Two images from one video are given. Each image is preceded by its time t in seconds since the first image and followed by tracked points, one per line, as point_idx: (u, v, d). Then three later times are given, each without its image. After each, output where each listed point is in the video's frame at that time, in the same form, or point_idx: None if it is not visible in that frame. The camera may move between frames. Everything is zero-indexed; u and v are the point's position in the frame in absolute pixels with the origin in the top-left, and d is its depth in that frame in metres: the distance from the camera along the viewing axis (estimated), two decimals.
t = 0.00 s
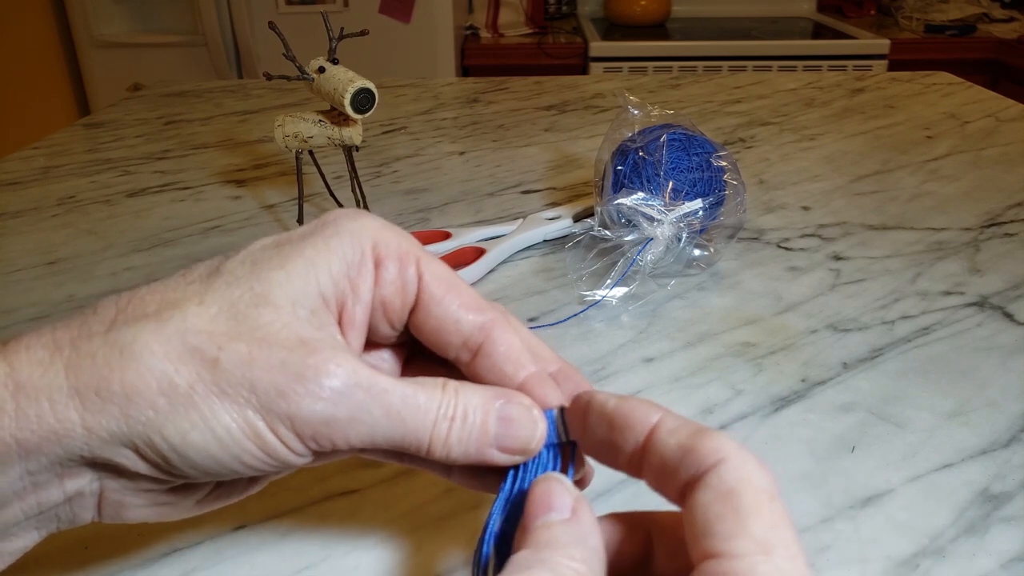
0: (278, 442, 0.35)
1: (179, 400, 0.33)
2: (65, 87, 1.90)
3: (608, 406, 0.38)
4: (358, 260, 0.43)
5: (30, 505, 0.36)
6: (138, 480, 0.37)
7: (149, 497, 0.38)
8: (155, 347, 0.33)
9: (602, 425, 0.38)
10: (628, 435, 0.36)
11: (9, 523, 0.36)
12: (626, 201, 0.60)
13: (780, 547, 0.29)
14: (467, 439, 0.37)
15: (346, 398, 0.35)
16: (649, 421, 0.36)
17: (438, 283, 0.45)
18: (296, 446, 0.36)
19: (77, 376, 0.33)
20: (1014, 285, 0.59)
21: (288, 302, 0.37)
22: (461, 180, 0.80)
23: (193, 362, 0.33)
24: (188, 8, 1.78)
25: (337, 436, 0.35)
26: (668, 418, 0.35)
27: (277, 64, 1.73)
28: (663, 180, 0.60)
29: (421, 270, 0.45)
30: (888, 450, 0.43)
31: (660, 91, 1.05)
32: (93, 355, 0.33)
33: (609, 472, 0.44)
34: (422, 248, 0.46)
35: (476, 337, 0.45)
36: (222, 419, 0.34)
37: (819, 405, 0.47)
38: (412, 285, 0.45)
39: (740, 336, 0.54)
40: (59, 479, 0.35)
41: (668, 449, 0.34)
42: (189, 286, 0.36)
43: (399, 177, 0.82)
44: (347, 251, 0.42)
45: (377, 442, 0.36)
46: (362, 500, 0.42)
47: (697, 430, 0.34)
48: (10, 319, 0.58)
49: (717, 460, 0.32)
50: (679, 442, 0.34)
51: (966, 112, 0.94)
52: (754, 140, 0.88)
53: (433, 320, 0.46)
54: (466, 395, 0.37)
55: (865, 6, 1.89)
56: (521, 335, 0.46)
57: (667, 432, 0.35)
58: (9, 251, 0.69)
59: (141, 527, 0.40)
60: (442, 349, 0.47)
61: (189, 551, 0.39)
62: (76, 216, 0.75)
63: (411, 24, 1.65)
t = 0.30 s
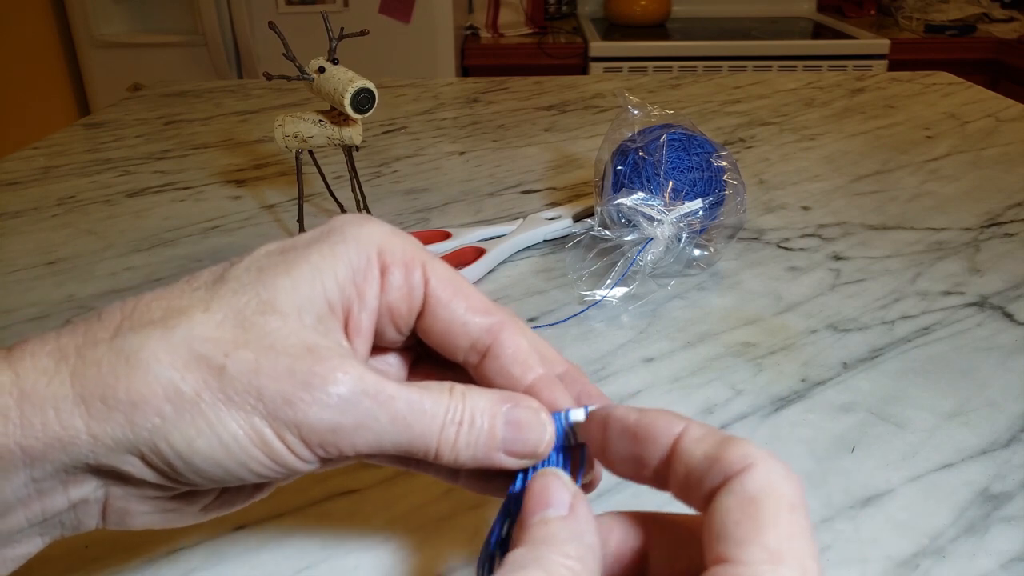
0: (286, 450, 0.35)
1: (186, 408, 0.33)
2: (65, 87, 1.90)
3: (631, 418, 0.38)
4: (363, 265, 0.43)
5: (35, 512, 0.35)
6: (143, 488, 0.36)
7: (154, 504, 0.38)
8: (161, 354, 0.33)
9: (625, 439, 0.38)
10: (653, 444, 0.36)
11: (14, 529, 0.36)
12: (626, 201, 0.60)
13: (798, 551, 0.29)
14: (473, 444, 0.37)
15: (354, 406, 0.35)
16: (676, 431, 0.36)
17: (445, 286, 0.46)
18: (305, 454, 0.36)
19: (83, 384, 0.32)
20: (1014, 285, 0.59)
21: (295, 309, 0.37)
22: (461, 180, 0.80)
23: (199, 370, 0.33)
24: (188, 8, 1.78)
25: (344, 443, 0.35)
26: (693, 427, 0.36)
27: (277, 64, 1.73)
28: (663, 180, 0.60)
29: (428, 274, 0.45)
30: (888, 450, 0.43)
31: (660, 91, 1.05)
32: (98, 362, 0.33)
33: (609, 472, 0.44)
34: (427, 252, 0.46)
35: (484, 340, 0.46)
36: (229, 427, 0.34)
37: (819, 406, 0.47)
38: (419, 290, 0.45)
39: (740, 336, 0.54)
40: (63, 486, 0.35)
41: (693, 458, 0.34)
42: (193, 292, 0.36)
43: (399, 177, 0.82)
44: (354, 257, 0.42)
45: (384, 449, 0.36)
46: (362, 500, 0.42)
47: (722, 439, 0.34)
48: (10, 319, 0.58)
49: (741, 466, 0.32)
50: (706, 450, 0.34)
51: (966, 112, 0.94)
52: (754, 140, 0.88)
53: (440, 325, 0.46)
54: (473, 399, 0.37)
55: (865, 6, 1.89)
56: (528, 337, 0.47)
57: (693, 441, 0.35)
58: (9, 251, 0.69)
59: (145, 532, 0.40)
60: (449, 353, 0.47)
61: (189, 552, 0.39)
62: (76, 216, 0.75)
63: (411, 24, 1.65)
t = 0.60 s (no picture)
0: (288, 445, 0.35)
1: (185, 402, 0.33)
2: (65, 87, 1.90)
3: (617, 409, 0.38)
4: (361, 260, 0.43)
5: (33, 513, 0.35)
6: (143, 487, 0.36)
7: (153, 502, 0.38)
8: (161, 350, 0.33)
9: (611, 429, 0.38)
10: (634, 438, 0.36)
11: (12, 531, 0.36)
12: (626, 202, 0.60)
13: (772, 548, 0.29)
14: (475, 438, 0.37)
15: (355, 399, 0.34)
16: (655, 424, 0.36)
17: (442, 281, 0.46)
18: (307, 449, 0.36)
19: (81, 382, 0.32)
20: (1014, 285, 0.59)
21: (296, 304, 0.37)
22: (461, 180, 0.80)
23: (199, 366, 0.33)
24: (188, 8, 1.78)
25: (346, 437, 0.35)
26: (676, 421, 0.35)
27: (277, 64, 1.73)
28: (663, 180, 0.60)
29: (424, 269, 0.45)
30: (888, 450, 0.43)
31: (660, 91, 1.05)
32: (97, 359, 0.33)
33: (609, 472, 0.44)
34: (424, 246, 0.46)
35: (482, 335, 0.46)
36: (229, 422, 0.34)
37: (819, 406, 0.47)
38: (417, 285, 0.45)
39: (740, 336, 0.54)
40: (62, 486, 0.35)
41: (673, 451, 0.34)
42: (192, 288, 0.36)
43: (399, 177, 0.82)
44: (351, 252, 0.42)
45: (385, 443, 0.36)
46: (362, 500, 0.42)
47: (702, 432, 0.34)
48: (10, 319, 0.58)
49: (719, 461, 0.32)
50: (684, 444, 0.34)
51: (966, 112, 0.94)
52: (754, 141, 0.88)
53: (438, 321, 0.46)
54: (474, 392, 0.37)
55: (865, 6, 1.89)
56: (526, 332, 0.47)
57: (672, 435, 0.34)
58: (9, 251, 0.69)
59: (144, 530, 0.40)
60: (447, 348, 0.47)
61: (189, 552, 0.39)
62: (76, 216, 0.75)
63: (411, 24, 1.65)
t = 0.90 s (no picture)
0: (298, 463, 0.36)
1: (196, 426, 0.33)
2: (65, 87, 1.90)
3: (618, 424, 0.37)
4: (367, 269, 0.43)
5: (40, 528, 0.35)
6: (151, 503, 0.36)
7: (161, 516, 0.37)
8: (169, 374, 0.33)
9: (609, 443, 0.38)
10: (635, 449, 0.36)
11: (17, 544, 0.36)
12: (626, 201, 0.60)
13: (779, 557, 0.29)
14: (482, 450, 0.38)
15: (364, 419, 0.35)
16: (657, 434, 0.36)
17: (449, 288, 0.46)
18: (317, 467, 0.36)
19: (89, 406, 0.32)
20: (1014, 285, 0.59)
21: (302, 318, 0.37)
22: (461, 180, 0.80)
23: (208, 389, 0.33)
24: (188, 8, 1.78)
25: (356, 455, 0.36)
26: (676, 433, 0.35)
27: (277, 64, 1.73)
28: (663, 180, 0.60)
29: (433, 276, 0.46)
30: (888, 451, 0.43)
31: (660, 91, 1.05)
32: (104, 381, 0.33)
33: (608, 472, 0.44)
34: (429, 252, 0.46)
35: (489, 342, 0.46)
36: (240, 444, 0.34)
37: (819, 405, 0.47)
38: (423, 292, 0.46)
39: (740, 336, 0.54)
40: (70, 502, 0.35)
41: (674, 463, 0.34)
42: (197, 305, 0.36)
43: (399, 177, 0.82)
44: (358, 261, 0.42)
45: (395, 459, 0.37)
46: (363, 501, 0.42)
47: (704, 443, 0.34)
48: (9, 319, 0.58)
49: (723, 471, 0.32)
50: (686, 454, 0.34)
51: (966, 112, 0.94)
52: (754, 140, 0.89)
53: (446, 327, 0.46)
54: (480, 402, 0.38)
55: (866, 6, 1.89)
56: (535, 340, 0.47)
57: (673, 445, 0.34)
58: (9, 250, 0.69)
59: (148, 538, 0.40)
60: (455, 354, 0.48)
61: (190, 553, 0.39)
62: (76, 216, 0.75)
63: (411, 24, 1.65)
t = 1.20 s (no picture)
0: (300, 447, 0.35)
1: (193, 410, 0.33)
2: (65, 87, 1.90)
3: (637, 430, 0.38)
4: (367, 267, 0.43)
5: (39, 531, 0.35)
6: (149, 498, 0.36)
7: (160, 517, 0.37)
8: (167, 358, 0.33)
9: (632, 451, 0.38)
10: (656, 457, 0.37)
11: (16, 549, 0.36)
12: (626, 202, 0.60)
13: (796, 561, 0.29)
14: (489, 438, 0.36)
15: (365, 400, 0.34)
16: (679, 443, 0.36)
17: (451, 285, 0.46)
18: (319, 451, 0.35)
19: (86, 393, 0.32)
20: (1014, 285, 0.59)
21: (301, 311, 0.37)
22: (461, 180, 0.80)
23: (206, 372, 0.33)
24: (188, 8, 1.78)
25: (358, 440, 0.35)
26: (699, 439, 0.36)
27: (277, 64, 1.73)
28: (663, 180, 0.60)
29: (434, 274, 0.46)
30: (888, 451, 0.43)
31: (660, 91, 1.05)
32: (102, 370, 0.33)
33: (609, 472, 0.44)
34: (429, 249, 0.46)
35: (495, 328, 0.46)
36: (239, 429, 0.34)
37: (819, 405, 0.47)
38: (425, 289, 0.46)
39: (740, 336, 0.54)
40: (68, 501, 0.35)
41: (698, 470, 0.35)
42: (197, 298, 0.36)
43: (399, 177, 0.82)
44: (357, 260, 0.42)
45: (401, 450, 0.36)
46: (363, 500, 0.42)
47: (726, 451, 0.34)
48: (10, 319, 0.58)
49: (745, 477, 0.32)
50: (708, 462, 0.34)
51: (966, 112, 0.94)
52: (754, 141, 0.88)
53: (452, 320, 0.47)
54: (484, 391, 0.37)
55: (866, 6, 1.89)
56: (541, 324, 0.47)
57: (696, 454, 0.35)
58: (9, 250, 0.69)
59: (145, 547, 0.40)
60: (464, 344, 0.48)
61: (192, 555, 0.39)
62: (76, 216, 0.75)
63: (411, 24, 1.65)
